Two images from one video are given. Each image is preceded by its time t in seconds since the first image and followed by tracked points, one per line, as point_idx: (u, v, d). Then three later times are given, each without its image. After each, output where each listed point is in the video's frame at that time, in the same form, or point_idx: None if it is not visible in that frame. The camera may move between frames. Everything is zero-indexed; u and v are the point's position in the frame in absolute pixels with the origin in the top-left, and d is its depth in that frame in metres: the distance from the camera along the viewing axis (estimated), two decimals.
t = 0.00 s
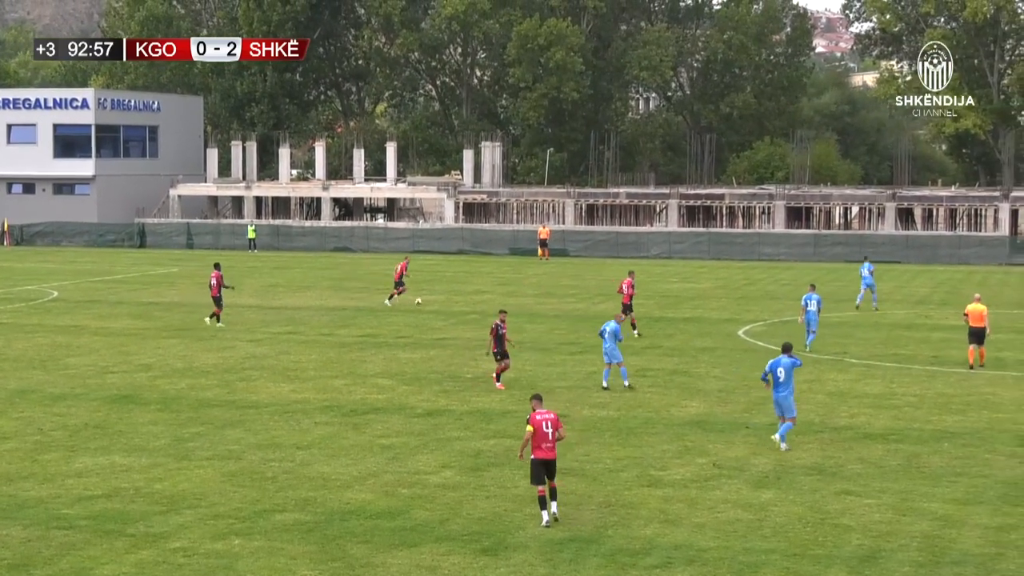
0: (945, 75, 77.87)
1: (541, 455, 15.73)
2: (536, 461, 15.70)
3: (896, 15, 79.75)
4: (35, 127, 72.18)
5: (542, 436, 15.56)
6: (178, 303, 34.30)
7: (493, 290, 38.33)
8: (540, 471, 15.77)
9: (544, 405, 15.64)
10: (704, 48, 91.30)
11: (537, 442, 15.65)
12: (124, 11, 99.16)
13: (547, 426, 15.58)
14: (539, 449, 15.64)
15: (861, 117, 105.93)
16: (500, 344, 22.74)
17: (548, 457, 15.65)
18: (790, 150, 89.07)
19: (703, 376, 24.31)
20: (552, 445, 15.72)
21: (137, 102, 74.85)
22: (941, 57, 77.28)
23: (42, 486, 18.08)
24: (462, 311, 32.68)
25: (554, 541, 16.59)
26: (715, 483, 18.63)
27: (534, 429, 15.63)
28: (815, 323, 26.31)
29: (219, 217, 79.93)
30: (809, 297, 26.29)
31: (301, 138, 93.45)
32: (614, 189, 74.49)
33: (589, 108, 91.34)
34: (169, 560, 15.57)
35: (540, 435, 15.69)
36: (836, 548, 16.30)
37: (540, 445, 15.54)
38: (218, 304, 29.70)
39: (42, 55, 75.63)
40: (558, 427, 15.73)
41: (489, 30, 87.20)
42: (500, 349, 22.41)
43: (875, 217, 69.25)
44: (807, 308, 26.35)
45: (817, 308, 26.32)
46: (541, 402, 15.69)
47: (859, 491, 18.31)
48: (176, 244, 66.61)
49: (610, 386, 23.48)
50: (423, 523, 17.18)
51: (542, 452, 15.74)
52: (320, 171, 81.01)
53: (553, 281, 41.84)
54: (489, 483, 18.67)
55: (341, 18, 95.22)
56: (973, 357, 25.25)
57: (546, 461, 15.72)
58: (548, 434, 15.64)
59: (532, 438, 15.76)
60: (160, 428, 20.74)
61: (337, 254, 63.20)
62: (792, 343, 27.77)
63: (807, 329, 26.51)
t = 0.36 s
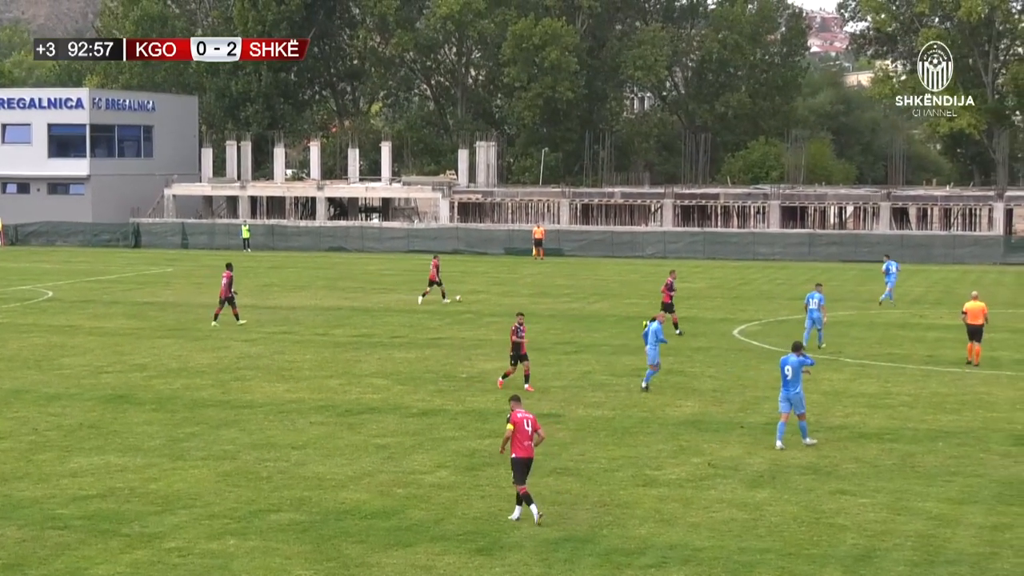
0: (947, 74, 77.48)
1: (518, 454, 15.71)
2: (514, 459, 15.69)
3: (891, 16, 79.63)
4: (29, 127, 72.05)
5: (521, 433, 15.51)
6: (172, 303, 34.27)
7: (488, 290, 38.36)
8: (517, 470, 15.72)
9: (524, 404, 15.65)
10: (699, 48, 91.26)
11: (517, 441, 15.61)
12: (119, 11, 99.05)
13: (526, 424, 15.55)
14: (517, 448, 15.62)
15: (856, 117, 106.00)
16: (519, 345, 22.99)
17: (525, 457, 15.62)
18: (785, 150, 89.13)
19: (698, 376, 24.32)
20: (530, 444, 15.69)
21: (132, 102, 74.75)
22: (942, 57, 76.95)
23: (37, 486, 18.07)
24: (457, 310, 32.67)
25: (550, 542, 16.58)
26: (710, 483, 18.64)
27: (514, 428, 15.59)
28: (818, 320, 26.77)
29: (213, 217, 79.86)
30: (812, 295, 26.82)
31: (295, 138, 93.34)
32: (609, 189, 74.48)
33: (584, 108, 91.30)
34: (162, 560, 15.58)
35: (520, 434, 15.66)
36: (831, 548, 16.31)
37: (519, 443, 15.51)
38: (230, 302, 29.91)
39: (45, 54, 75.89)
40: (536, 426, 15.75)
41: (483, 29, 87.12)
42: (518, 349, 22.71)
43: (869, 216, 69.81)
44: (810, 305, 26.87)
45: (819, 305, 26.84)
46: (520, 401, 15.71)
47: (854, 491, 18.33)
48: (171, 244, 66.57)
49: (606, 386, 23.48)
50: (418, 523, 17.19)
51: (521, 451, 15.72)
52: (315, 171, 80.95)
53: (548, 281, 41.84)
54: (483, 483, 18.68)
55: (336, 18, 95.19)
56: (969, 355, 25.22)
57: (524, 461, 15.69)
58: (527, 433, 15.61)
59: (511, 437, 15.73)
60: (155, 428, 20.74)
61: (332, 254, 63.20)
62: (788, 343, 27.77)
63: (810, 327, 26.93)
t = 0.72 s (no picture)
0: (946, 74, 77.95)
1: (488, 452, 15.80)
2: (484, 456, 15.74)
3: (878, 17, 79.91)
4: (15, 127, 71.79)
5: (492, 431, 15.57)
6: (159, 304, 34.25)
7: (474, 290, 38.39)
8: (486, 467, 15.79)
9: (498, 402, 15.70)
10: (687, 48, 91.19)
11: (488, 438, 15.66)
12: (105, 12, 98.90)
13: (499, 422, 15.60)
14: (488, 445, 15.68)
15: (842, 117, 106.27)
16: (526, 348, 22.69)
17: (495, 455, 15.70)
18: (772, 151, 89.33)
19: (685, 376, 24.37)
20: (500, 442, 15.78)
21: (118, 102, 74.65)
22: (942, 57, 76.83)
23: (23, 488, 18.01)
24: (444, 311, 32.69)
25: (537, 542, 16.59)
26: (697, 483, 18.67)
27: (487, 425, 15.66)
28: (815, 320, 27.25)
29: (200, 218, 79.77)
30: (811, 295, 27.36)
31: (282, 139, 93.23)
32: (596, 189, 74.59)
33: (571, 109, 91.31)
34: (149, 561, 15.55)
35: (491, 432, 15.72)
36: (818, 547, 16.35)
37: (491, 441, 15.57)
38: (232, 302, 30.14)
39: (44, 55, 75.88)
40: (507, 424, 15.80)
41: (471, 30, 87.03)
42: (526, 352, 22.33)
43: (857, 216, 69.66)
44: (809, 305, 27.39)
45: (818, 306, 27.34)
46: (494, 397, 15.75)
47: (840, 491, 18.37)
48: (157, 244, 66.47)
49: (593, 386, 23.50)
50: (405, 523, 17.19)
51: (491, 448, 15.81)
52: (301, 172, 80.85)
53: (534, 281, 41.90)
54: (470, 483, 18.70)
55: (323, 18, 95.09)
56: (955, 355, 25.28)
57: (494, 457, 15.78)
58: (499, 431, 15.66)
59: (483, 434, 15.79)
60: (141, 429, 20.70)
61: (319, 254, 63.23)
62: (776, 344, 27.84)
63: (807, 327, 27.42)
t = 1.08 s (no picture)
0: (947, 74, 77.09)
1: (447, 447, 16.17)
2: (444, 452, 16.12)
3: (852, 18, 79.94)
4: None
5: (451, 428, 15.92)
6: (134, 305, 34.17)
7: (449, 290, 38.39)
8: (448, 463, 16.16)
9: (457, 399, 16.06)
10: (661, 49, 91.01)
11: (447, 435, 16.01)
12: (80, 11, 98.42)
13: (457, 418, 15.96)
14: (447, 442, 16.05)
15: (817, 117, 106.54)
16: (522, 347, 22.43)
17: (454, 451, 16.06)
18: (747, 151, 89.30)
19: (660, 376, 24.39)
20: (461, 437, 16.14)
21: (92, 103, 74.55)
22: (943, 57, 76.42)
23: None
24: (418, 311, 32.67)
25: (512, 542, 16.58)
26: (672, 483, 18.70)
27: (444, 423, 16.02)
28: (804, 319, 27.58)
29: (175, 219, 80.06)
30: (799, 294, 27.63)
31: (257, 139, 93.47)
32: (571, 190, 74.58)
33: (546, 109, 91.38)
34: (122, 563, 15.50)
35: (449, 428, 16.08)
36: (793, 547, 16.38)
37: (449, 438, 15.91)
38: (225, 302, 30.14)
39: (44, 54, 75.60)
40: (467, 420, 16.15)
41: (445, 30, 86.98)
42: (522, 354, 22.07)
43: (830, 217, 70.04)
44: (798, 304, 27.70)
45: (806, 304, 27.63)
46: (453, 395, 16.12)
47: (815, 490, 18.41)
48: (131, 245, 66.53)
49: (568, 386, 23.51)
50: (380, 524, 17.18)
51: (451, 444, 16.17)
52: (276, 172, 80.77)
53: (510, 282, 41.91)
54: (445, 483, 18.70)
55: (298, 18, 94.78)
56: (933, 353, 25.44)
57: (454, 453, 16.14)
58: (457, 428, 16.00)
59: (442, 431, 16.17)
60: (115, 431, 20.64)
61: (293, 255, 63.13)
62: (751, 344, 27.88)
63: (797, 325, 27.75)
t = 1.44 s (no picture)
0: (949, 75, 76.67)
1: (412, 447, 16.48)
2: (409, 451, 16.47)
3: (825, 20, 81.48)
4: None
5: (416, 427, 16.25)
6: (108, 307, 34.02)
7: (424, 292, 38.38)
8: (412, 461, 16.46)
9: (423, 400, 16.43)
10: (636, 50, 91.32)
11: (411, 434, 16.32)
12: (52, 12, 97.97)
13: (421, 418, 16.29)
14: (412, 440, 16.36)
15: (791, 120, 107.11)
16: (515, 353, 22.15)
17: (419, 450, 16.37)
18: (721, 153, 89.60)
19: (635, 378, 24.42)
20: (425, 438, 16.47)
21: (65, 104, 74.22)
22: (944, 57, 76.05)
23: None
24: (393, 313, 32.64)
25: (486, 544, 16.59)
26: (647, 484, 18.72)
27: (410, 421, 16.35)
28: (791, 320, 27.32)
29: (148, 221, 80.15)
30: (783, 295, 27.30)
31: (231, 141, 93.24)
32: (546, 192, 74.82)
33: (520, 111, 91.53)
34: (96, 566, 15.45)
35: (414, 427, 16.44)
36: (767, 548, 16.42)
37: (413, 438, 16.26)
38: (214, 305, 30.18)
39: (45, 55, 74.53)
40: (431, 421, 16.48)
41: (420, 32, 87.19)
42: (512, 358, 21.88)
43: (805, 218, 70.45)
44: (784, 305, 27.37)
45: (792, 305, 27.30)
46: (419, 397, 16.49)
47: (789, 492, 18.45)
48: (105, 247, 66.30)
49: (543, 388, 23.53)
50: (355, 527, 17.15)
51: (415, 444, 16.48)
52: (250, 174, 80.80)
53: (484, 284, 41.94)
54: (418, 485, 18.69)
55: (272, 20, 95.01)
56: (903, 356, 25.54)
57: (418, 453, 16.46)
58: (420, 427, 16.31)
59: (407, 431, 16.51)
60: (89, 433, 20.55)
61: (268, 257, 63.11)
62: (726, 346, 27.93)
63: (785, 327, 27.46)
